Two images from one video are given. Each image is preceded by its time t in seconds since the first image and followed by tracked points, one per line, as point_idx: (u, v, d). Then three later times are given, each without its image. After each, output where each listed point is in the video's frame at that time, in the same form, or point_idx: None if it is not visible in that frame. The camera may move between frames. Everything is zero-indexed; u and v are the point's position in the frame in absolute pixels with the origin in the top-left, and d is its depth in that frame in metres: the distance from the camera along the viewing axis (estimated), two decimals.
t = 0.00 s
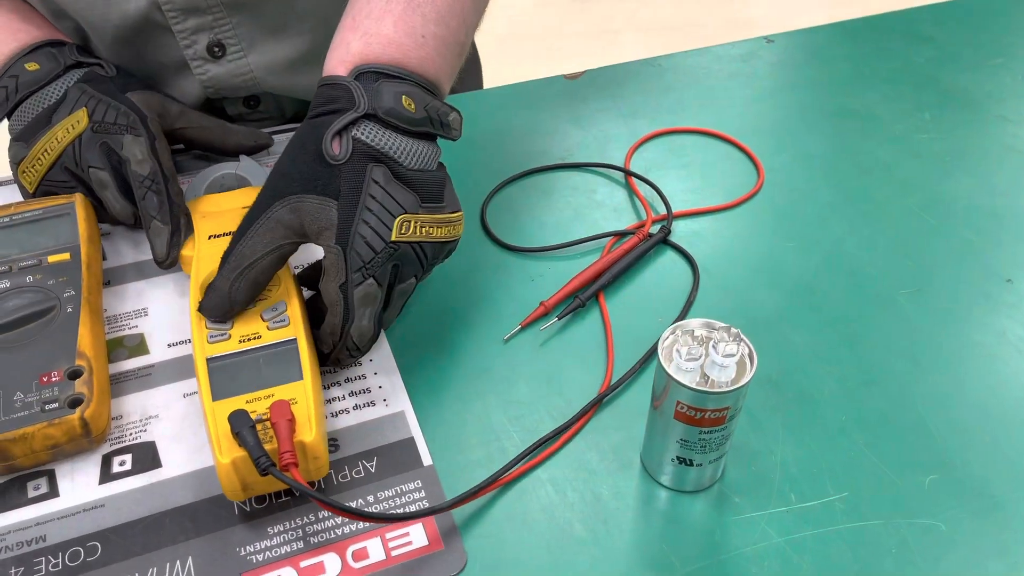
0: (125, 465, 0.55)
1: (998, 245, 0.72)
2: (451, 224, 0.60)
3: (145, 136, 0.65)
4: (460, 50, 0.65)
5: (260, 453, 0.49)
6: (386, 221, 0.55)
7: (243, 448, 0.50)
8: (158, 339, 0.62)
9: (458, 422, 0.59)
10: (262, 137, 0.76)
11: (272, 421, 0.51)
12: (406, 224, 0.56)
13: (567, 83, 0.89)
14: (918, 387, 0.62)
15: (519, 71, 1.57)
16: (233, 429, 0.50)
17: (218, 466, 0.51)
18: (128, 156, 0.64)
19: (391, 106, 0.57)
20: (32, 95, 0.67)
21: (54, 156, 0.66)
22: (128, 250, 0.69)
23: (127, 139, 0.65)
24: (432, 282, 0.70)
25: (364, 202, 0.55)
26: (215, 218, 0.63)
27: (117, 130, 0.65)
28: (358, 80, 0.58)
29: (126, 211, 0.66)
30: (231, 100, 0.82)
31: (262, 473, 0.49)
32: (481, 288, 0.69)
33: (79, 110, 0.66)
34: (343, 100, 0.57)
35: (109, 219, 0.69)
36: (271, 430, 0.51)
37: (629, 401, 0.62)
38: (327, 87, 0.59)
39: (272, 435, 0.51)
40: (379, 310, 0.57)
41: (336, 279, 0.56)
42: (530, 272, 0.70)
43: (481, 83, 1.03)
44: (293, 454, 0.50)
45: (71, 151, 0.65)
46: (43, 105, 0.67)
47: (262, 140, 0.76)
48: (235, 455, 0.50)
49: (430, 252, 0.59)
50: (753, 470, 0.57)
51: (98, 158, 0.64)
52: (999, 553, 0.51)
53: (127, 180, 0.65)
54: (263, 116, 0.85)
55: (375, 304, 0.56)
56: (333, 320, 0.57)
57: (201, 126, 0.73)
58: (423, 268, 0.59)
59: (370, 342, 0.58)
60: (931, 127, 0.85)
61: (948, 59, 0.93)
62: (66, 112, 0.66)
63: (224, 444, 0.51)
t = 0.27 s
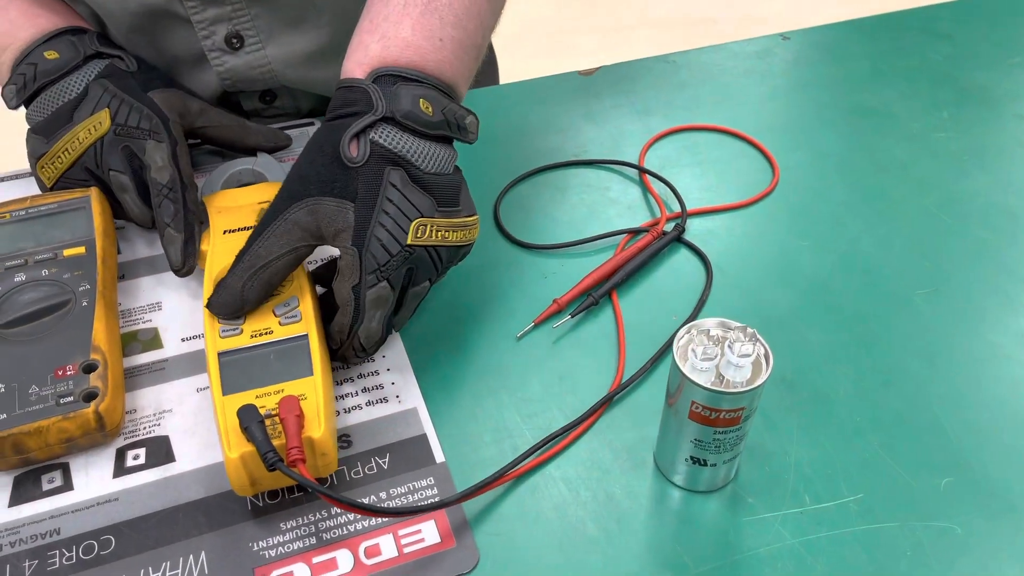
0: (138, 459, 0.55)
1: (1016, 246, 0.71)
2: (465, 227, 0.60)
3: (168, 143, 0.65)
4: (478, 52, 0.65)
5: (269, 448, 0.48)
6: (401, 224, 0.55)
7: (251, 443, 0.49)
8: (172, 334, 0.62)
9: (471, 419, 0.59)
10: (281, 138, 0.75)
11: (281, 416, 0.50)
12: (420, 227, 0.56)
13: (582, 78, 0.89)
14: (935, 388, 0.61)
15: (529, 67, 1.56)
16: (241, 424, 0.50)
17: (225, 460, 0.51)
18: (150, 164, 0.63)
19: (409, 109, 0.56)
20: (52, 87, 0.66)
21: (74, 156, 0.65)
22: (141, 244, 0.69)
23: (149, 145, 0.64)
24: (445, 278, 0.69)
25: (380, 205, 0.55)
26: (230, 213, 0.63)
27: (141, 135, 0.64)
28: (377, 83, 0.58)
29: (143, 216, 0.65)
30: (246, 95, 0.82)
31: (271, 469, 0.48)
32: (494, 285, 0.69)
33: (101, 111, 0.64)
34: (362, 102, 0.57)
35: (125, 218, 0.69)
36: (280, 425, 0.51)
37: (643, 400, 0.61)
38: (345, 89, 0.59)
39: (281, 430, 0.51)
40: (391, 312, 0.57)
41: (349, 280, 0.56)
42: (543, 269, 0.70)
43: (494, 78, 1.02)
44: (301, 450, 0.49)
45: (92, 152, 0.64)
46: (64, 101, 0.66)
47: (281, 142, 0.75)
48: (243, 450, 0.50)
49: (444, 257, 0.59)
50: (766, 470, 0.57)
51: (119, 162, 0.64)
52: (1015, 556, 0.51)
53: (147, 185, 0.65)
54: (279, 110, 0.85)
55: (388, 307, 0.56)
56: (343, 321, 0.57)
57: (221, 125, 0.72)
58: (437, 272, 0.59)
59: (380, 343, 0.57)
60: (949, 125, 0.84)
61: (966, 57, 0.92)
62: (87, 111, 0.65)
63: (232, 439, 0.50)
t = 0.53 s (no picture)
0: (161, 460, 0.55)
1: None
2: (493, 233, 0.59)
3: (195, 139, 0.64)
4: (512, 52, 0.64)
5: (297, 452, 0.47)
6: (433, 228, 0.54)
7: (279, 447, 0.49)
8: (194, 334, 0.62)
9: (497, 426, 0.58)
10: (305, 138, 0.74)
11: (309, 419, 0.49)
12: (451, 232, 0.55)
13: (608, 78, 0.87)
14: (972, 401, 0.59)
15: (548, 64, 1.55)
16: (269, 427, 0.49)
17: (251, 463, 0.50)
18: (177, 160, 0.63)
19: (444, 112, 0.55)
20: (76, 83, 0.66)
21: (99, 153, 0.64)
22: (164, 242, 0.68)
23: (176, 141, 0.64)
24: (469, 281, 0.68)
25: (412, 207, 0.54)
26: (255, 213, 0.63)
27: (167, 131, 0.64)
28: (412, 83, 0.57)
29: (169, 213, 0.65)
30: (270, 92, 0.81)
31: (298, 473, 0.47)
32: (519, 288, 0.68)
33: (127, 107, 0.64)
34: (396, 102, 0.56)
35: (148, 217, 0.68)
36: (308, 429, 0.50)
37: (671, 408, 0.60)
38: (379, 88, 0.58)
39: (309, 434, 0.50)
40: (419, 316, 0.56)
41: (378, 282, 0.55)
42: (569, 273, 0.69)
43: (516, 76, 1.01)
44: (330, 455, 0.48)
45: (117, 149, 0.64)
46: (88, 98, 0.65)
47: (305, 141, 0.74)
48: (270, 453, 0.49)
49: (473, 263, 0.58)
50: (799, 483, 0.56)
51: (146, 158, 0.63)
52: None
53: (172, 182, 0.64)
54: (303, 109, 0.84)
55: (416, 310, 0.56)
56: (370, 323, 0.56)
57: (245, 123, 0.71)
58: (465, 278, 0.58)
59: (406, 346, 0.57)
60: (984, 130, 0.82)
61: (1001, 60, 0.90)
62: (112, 107, 0.64)
63: (259, 443, 0.49)
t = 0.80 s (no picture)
0: (205, 458, 0.54)
1: None
2: (540, 239, 0.58)
3: (239, 133, 0.64)
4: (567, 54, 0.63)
5: (346, 453, 0.47)
6: (483, 229, 0.53)
7: (327, 447, 0.48)
8: (237, 331, 0.61)
9: (541, 431, 0.57)
10: (346, 136, 0.74)
11: (358, 420, 0.49)
12: (501, 235, 0.54)
13: (651, 77, 0.86)
14: None
15: (577, 59, 1.53)
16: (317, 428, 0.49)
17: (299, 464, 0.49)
18: (221, 155, 0.63)
19: (499, 113, 0.55)
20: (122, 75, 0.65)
21: (145, 147, 0.64)
22: (204, 236, 0.68)
23: (220, 137, 0.63)
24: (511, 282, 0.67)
25: (464, 208, 0.53)
26: (298, 211, 0.63)
27: (212, 126, 0.63)
28: (468, 82, 0.57)
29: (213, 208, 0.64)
30: (313, 88, 0.80)
31: (347, 474, 0.47)
32: (562, 290, 0.67)
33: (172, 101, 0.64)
34: (452, 101, 0.56)
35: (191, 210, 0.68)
36: (356, 429, 0.49)
37: (718, 417, 0.59)
38: (435, 86, 0.57)
39: (358, 435, 0.49)
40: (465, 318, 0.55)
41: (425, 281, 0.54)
42: (613, 276, 0.68)
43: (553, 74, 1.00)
44: (379, 457, 0.48)
45: (163, 143, 0.64)
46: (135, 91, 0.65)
47: (346, 140, 0.74)
48: (319, 454, 0.48)
49: (520, 268, 0.57)
50: (850, 497, 0.54)
51: (191, 153, 0.63)
52: None
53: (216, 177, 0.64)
54: (344, 106, 0.83)
55: (461, 312, 0.55)
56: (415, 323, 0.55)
57: (289, 120, 0.71)
58: (510, 282, 0.57)
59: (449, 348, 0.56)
60: None
61: None
62: (158, 101, 0.64)
63: (307, 443, 0.49)
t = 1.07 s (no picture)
0: (247, 460, 0.53)
1: None
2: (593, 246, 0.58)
3: (283, 131, 0.63)
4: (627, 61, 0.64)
5: (395, 460, 0.46)
6: (546, 234, 0.54)
7: (375, 453, 0.47)
8: (279, 331, 0.60)
9: (587, 442, 0.56)
10: (389, 137, 0.72)
11: (407, 426, 0.48)
12: (562, 240, 0.54)
13: (697, 82, 0.84)
14: None
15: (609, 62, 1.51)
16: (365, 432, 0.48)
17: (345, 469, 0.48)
18: (265, 153, 0.62)
19: (565, 120, 0.56)
20: (170, 70, 0.65)
21: (190, 143, 0.64)
22: (245, 233, 0.67)
23: (266, 134, 0.62)
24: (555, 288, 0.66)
25: (528, 211, 0.54)
26: (342, 211, 0.62)
27: (257, 123, 0.62)
28: (537, 87, 0.57)
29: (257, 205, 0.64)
30: (359, 89, 0.79)
31: (396, 482, 0.45)
32: (607, 297, 0.65)
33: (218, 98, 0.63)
34: (519, 105, 0.56)
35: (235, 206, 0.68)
36: (404, 435, 0.48)
37: (769, 435, 0.57)
38: (502, 90, 0.58)
39: (406, 441, 0.48)
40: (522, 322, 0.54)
41: (484, 283, 0.54)
42: (659, 285, 0.66)
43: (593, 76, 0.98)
44: (428, 464, 0.47)
45: (208, 139, 0.63)
46: (181, 87, 0.64)
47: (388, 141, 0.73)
48: (366, 460, 0.47)
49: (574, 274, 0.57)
50: (907, 522, 0.52)
51: (236, 150, 0.63)
52: None
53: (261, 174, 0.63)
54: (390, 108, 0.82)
55: (519, 315, 0.54)
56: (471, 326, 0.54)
57: (332, 118, 0.70)
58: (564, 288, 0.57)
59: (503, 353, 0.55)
60: None
61: None
62: (204, 97, 0.64)
63: (354, 448, 0.48)
